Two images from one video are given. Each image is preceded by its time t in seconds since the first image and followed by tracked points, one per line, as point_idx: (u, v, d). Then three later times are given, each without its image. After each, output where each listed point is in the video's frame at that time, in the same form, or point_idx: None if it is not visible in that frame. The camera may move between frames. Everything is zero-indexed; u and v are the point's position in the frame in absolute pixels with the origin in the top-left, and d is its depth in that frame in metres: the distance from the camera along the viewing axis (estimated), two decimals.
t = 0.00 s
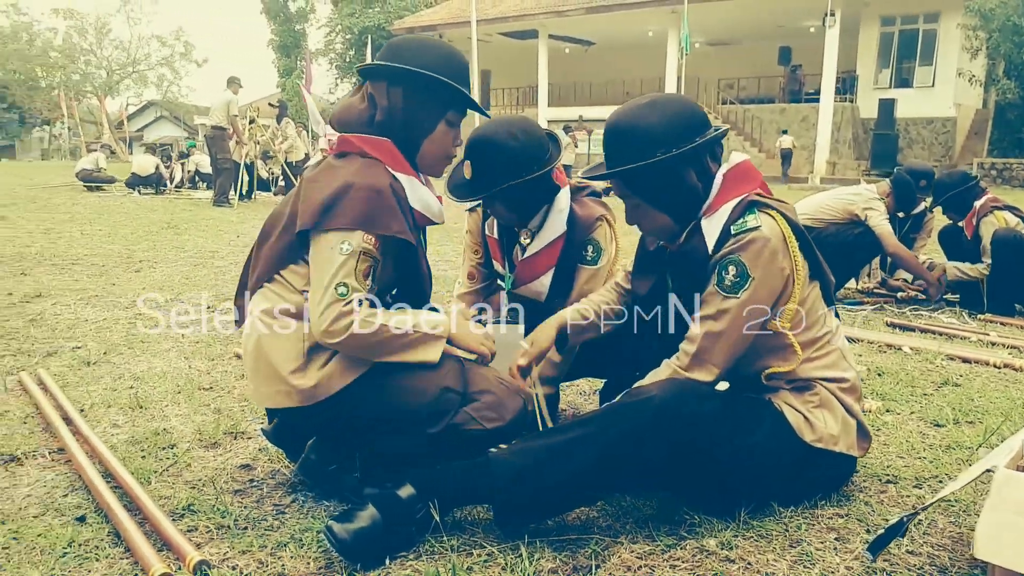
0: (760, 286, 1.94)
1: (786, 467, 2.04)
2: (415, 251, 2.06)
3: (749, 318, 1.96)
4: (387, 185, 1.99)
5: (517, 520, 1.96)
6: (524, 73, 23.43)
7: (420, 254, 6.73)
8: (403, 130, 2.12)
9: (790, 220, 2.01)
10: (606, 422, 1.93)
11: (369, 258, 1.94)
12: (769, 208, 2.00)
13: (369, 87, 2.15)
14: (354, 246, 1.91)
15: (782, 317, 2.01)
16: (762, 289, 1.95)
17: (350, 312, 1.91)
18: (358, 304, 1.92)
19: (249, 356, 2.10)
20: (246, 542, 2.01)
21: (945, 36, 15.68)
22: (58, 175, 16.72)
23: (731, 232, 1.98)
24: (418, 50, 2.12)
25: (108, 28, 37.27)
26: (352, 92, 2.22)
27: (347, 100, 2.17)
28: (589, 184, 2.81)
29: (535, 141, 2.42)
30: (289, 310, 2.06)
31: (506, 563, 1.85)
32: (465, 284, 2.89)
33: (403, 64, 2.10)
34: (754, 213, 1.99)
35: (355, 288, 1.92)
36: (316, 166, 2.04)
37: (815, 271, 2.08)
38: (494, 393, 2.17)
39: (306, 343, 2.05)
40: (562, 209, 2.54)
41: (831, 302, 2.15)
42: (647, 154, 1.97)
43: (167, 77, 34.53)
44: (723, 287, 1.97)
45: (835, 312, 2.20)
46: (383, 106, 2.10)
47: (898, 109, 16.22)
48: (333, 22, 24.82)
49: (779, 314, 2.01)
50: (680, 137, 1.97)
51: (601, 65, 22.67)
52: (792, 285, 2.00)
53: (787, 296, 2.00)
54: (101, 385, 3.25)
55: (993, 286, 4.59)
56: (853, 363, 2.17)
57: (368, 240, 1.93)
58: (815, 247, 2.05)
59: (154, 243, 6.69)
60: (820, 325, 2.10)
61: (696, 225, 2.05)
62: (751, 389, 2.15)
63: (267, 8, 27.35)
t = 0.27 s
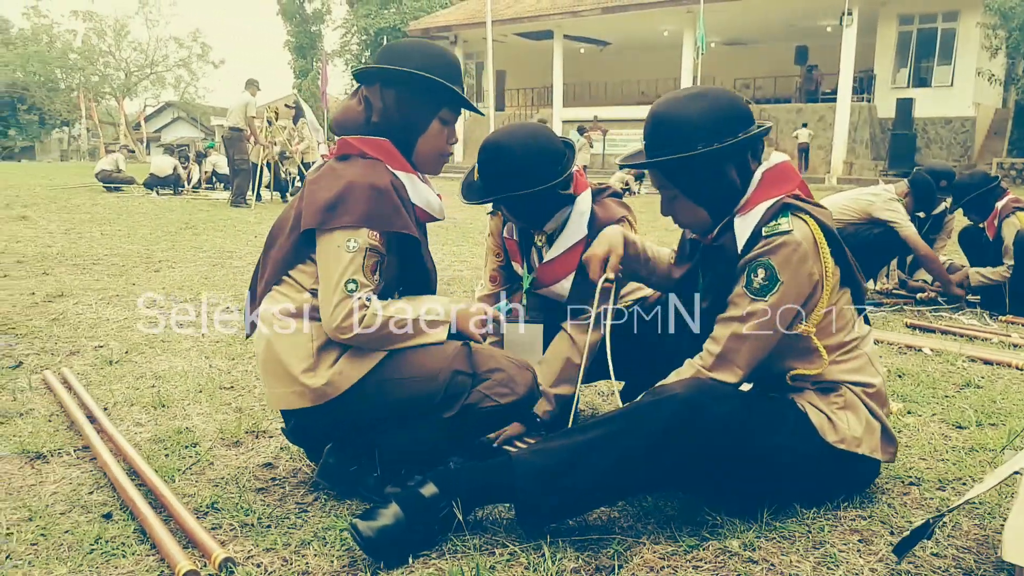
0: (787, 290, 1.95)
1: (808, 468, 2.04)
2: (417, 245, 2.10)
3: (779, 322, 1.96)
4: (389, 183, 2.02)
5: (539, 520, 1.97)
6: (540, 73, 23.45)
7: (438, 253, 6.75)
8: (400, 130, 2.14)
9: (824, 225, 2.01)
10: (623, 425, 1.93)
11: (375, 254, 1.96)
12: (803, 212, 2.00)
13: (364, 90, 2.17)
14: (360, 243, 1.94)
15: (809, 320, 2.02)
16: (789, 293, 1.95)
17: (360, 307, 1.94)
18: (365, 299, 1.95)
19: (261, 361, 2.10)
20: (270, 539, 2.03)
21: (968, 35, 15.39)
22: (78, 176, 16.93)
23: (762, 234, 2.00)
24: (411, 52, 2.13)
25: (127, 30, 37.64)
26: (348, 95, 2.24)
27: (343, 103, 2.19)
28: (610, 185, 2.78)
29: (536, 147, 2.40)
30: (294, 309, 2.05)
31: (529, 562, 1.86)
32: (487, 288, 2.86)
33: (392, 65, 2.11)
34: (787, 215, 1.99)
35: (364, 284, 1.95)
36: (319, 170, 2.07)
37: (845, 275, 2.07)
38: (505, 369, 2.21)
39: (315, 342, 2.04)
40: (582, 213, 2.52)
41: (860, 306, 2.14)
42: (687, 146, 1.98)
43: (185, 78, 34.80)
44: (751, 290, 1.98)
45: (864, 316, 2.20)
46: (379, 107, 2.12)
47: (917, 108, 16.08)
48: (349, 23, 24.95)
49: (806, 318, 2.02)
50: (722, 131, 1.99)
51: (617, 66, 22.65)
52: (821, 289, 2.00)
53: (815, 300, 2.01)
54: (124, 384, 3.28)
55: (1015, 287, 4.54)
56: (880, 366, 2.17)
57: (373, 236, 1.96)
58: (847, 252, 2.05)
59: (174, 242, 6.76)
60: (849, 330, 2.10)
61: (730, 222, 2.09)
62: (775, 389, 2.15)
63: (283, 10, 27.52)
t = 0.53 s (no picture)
0: (817, 293, 1.95)
1: (834, 469, 2.03)
2: (416, 241, 2.11)
3: (808, 320, 1.96)
4: (387, 178, 2.04)
5: (563, 521, 1.97)
6: (556, 74, 23.45)
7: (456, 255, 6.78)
8: (408, 132, 2.16)
9: (856, 227, 2.00)
10: (645, 428, 1.93)
11: (366, 244, 1.98)
12: (835, 213, 1.99)
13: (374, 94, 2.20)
14: (351, 232, 1.97)
15: (838, 323, 2.01)
16: (819, 294, 1.95)
17: (345, 290, 1.95)
18: (350, 282, 1.96)
19: (270, 351, 2.11)
20: (297, 539, 2.04)
21: (986, 32, 15.34)
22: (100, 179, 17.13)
23: (794, 234, 1.99)
24: (418, 58, 2.15)
25: (147, 34, 37.99)
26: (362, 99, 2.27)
27: (356, 107, 2.24)
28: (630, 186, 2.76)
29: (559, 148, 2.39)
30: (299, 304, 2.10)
31: (555, 563, 1.87)
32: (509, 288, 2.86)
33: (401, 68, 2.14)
34: (820, 216, 1.99)
35: (352, 270, 1.97)
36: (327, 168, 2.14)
37: (877, 278, 2.06)
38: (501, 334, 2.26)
39: (318, 332, 2.07)
40: (601, 214, 2.48)
41: (891, 308, 2.13)
42: (728, 138, 1.98)
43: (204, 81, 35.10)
44: (780, 291, 1.98)
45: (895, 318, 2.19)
46: (386, 111, 2.15)
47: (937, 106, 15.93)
48: (366, 25, 25.08)
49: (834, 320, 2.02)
50: (759, 127, 1.99)
51: (633, 66, 22.60)
52: (852, 291, 2.00)
53: (846, 302, 2.01)
54: (149, 384, 3.32)
55: None
56: (909, 369, 2.16)
57: (366, 227, 1.98)
58: (880, 255, 2.03)
59: (195, 245, 6.82)
60: (877, 332, 2.09)
61: (761, 218, 2.10)
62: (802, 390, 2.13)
63: (301, 13, 27.66)
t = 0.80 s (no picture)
0: (843, 295, 1.94)
1: (860, 472, 2.02)
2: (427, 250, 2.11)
3: (831, 325, 1.95)
4: (402, 184, 2.07)
5: (586, 521, 1.98)
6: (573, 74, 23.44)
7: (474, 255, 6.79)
8: (436, 140, 2.19)
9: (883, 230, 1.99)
10: (669, 432, 1.94)
11: (368, 248, 1.99)
12: (861, 216, 1.98)
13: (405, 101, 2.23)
14: (356, 235, 1.99)
15: (864, 326, 2.00)
16: (845, 297, 1.94)
17: (340, 289, 1.97)
18: (345, 282, 1.97)
19: (286, 358, 2.18)
20: (321, 535, 2.06)
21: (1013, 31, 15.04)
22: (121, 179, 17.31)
23: (820, 238, 1.99)
24: (448, 67, 2.19)
25: (167, 36, 38.38)
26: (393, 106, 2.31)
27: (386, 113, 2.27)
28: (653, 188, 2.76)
29: (580, 143, 2.39)
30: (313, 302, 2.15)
31: (578, 562, 1.87)
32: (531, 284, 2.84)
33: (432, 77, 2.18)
34: (846, 219, 1.98)
35: (349, 271, 1.99)
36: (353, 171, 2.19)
37: (903, 281, 2.05)
38: (501, 349, 2.22)
39: (330, 334, 2.12)
40: (623, 215, 2.50)
41: (917, 312, 2.12)
42: (753, 140, 1.98)
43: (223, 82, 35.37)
44: (805, 294, 1.98)
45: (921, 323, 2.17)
46: (415, 118, 2.18)
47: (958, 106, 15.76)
48: (384, 26, 25.19)
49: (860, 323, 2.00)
50: (787, 122, 1.99)
51: (650, 66, 22.55)
52: (878, 294, 1.99)
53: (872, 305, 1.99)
54: (173, 382, 3.35)
55: None
56: (936, 373, 2.14)
57: (373, 232, 2.00)
58: (907, 260, 2.02)
59: (215, 244, 6.87)
60: (902, 335, 2.08)
61: (786, 220, 2.08)
62: (824, 393, 2.10)
63: (319, 14, 27.82)
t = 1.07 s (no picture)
0: (859, 294, 1.93)
1: (879, 476, 2.01)
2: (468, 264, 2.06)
3: (846, 325, 1.94)
4: (443, 195, 2.02)
5: (605, 523, 1.98)
6: (588, 77, 23.46)
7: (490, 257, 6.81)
8: (476, 146, 2.15)
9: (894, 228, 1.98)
10: (688, 435, 1.94)
11: (412, 261, 1.96)
12: (873, 216, 1.97)
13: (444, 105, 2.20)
14: (400, 248, 1.95)
15: (880, 325, 1.99)
16: (861, 297, 1.93)
17: (385, 306, 1.93)
18: (392, 298, 1.93)
19: (321, 367, 2.16)
20: (341, 534, 2.08)
21: None
22: (139, 180, 17.49)
23: (833, 237, 1.98)
24: (492, 71, 2.16)
25: (185, 39, 38.74)
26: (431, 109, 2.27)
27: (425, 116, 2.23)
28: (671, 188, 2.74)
29: (600, 148, 2.42)
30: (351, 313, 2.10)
31: (597, 564, 1.88)
32: (548, 289, 2.88)
33: (474, 83, 2.15)
34: (858, 219, 1.97)
35: (393, 286, 1.94)
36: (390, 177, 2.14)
37: (917, 281, 2.04)
38: (546, 376, 2.18)
39: (368, 345, 2.08)
40: (643, 214, 2.51)
41: (932, 312, 2.10)
42: (754, 151, 2.00)
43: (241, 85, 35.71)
44: (821, 295, 1.97)
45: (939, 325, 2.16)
46: (456, 123, 2.15)
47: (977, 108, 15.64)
48: (400, 29, 25.34)
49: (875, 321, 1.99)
50: (791, 130, 1.99)
51: (666, 68, 22.53)
52: (892, 292, 1.98)
53: (886, 304, 1.98)
54: (193, 382, 3.39)
55: None
56: (954, 375, 2.13)
57: (416, 244, 1.96)
58: (919, 260, 2.01)
59: (233, 245, 6.93)
60: (919, 335, 2.07)
61: (796, 227, 2.08)
62: (843, 394, 2.09)
63: (336, 17, 27.99)
